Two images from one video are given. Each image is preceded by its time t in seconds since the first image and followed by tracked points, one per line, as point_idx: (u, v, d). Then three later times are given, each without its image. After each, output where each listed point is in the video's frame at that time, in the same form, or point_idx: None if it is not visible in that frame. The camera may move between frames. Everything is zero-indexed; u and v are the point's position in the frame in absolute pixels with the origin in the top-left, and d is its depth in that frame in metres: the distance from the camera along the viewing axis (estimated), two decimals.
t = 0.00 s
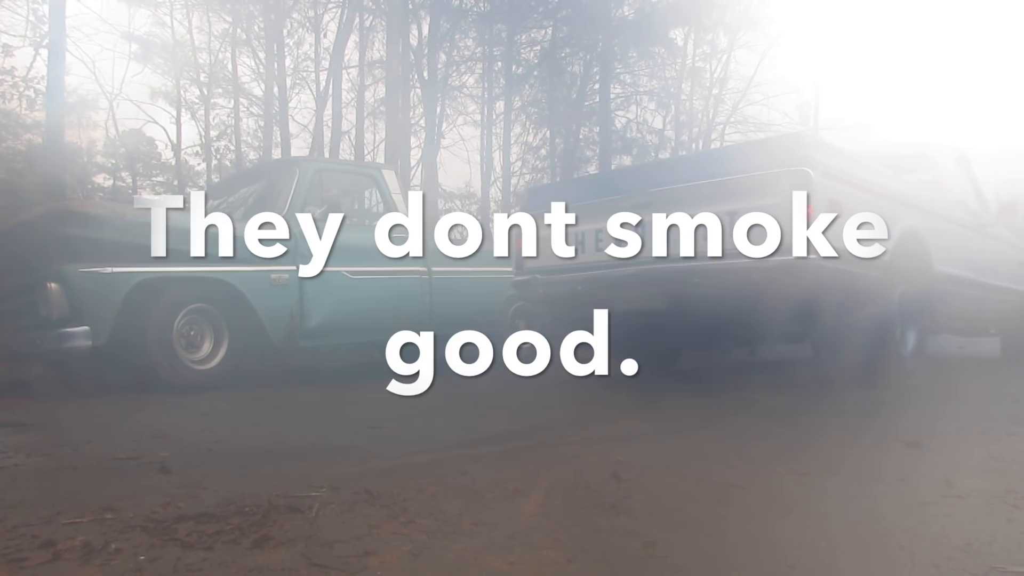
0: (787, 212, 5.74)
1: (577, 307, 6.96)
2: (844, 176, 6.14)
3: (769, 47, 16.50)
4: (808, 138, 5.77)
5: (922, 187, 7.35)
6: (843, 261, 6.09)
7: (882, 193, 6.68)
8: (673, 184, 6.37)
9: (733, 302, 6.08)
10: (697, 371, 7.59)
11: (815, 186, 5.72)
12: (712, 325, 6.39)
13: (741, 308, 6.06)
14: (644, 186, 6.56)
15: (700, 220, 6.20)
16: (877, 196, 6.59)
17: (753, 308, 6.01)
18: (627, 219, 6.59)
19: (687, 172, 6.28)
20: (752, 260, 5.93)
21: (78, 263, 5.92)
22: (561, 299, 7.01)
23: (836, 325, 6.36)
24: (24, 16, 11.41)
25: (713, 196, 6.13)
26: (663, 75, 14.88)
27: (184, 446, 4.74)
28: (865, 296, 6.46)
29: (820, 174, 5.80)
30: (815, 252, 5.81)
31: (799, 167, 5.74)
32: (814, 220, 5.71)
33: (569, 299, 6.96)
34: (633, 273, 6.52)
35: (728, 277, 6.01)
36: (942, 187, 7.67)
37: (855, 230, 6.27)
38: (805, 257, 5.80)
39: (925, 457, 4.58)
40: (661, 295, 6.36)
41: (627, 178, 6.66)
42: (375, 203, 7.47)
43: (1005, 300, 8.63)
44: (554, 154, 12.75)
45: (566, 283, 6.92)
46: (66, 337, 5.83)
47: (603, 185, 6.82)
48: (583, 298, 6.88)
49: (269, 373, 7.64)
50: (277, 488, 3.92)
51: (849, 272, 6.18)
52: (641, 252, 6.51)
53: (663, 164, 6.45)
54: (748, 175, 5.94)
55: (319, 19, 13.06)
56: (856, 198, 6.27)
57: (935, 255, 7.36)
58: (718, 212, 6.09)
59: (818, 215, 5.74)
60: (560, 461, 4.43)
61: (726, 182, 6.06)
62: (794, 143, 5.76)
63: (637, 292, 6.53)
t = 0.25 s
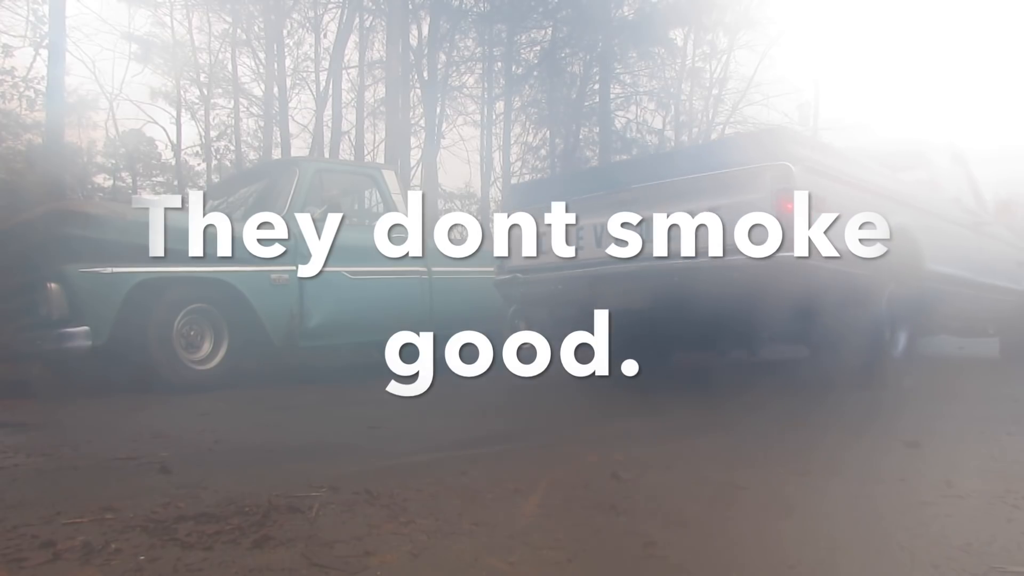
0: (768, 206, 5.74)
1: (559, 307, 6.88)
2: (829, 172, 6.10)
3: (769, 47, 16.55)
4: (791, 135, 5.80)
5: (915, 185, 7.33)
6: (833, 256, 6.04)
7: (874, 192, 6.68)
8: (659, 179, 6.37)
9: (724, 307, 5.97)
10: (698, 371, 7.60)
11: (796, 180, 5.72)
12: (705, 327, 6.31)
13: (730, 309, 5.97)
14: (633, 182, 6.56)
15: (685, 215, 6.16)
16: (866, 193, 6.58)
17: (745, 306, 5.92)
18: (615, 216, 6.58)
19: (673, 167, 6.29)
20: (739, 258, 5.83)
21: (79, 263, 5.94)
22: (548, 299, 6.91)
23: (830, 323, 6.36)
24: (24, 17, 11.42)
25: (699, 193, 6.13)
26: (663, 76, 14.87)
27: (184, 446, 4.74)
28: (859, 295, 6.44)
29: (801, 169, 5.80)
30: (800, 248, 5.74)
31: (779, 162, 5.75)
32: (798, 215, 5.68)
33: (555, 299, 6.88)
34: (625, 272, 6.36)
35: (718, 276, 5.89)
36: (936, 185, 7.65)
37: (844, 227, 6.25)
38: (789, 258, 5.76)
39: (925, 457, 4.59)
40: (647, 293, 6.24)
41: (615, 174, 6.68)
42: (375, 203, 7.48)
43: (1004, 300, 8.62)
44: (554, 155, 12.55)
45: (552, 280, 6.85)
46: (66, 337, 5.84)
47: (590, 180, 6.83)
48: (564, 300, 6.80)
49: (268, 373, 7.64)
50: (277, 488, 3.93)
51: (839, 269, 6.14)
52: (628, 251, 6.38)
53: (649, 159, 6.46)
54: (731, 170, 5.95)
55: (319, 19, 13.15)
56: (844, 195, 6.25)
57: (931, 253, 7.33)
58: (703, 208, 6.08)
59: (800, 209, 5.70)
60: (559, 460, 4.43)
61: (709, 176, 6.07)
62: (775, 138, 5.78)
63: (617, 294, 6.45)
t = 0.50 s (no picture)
0: (745, 202, 5.57)
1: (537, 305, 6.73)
2: (813, 164, 5.97)
3: (769, 47, 16.53)
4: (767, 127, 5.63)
5: (910, 182, 7.25)
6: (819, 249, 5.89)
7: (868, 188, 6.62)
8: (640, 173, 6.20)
9: (719, 309, 5.85)
10: (699, 371, 7.61)
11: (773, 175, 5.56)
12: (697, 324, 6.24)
13: (719, 308, 5.80)
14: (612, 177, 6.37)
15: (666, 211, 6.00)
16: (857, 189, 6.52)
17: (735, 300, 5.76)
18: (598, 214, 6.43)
19: (654, 160, 6.11)
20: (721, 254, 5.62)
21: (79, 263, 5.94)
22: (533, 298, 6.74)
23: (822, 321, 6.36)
24: (25, 16, 11.45)
25: (678, 188, 5.95)
26: (664, 75, 15.03)
27: (184, 446, 4.74)
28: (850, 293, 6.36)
29: (779, 163, 5.64)
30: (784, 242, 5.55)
31: (756, 156, 5.59)
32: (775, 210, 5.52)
33: (533, 298, 6.73)
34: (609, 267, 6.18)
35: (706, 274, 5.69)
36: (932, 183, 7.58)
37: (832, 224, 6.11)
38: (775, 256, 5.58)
39: (925, 457, 4.59)
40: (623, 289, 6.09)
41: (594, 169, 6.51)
42: (375, 203, 7.47)
43: (1001, 300, 8.59)
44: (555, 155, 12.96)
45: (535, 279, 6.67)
46: (66, 337, 5.84)
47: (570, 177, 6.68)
48: (543, 298, 6.64)
49: (268, 373, 7.65)
50: (277, 488, 3.93)
51: (828, 267, 6.00)
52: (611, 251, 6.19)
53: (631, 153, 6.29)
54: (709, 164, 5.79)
55: (319, 19, 13.10)
56: (830, 191, 6.15)
57: (925, 251, 7.25)
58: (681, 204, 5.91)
59: (778, 203, 5.55)
60: (559, 460, 4.43)
61: (687, 171, 5.90)
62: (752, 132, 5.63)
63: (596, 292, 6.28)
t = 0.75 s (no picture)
0: (717, 196, 5.52)
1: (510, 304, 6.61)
2: (791, 160, 5.88)
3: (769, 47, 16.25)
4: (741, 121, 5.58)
5: (904, 180, 7.17)
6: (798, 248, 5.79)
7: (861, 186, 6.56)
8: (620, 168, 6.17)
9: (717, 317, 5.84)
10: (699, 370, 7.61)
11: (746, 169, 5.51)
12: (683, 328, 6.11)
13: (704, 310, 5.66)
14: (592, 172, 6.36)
15: (642, 205, 5.97)
16: (848, 186, 6.45)
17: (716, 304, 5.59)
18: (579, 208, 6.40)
19: (634, 155, 6.09)
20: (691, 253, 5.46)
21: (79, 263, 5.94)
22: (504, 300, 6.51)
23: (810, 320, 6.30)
24: (25, 17, 11.48)
25: (654, 182, 5.91)
26: (664, 75, 15.15)
27: (184, 446, 4.74)
28: (837, 293, 6.26)
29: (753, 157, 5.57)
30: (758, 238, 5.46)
31: (728, 149, 5.54)
32: (747, 205, 5.46)
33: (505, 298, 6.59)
34: (585, 267, 5.94)
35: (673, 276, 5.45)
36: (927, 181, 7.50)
37: (811, 224, 5.97)
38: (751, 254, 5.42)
39: (925, 457, 4.58)
40: (597, 291, 5.88)
41: (576, 164, 6.50)
42: (375, 203, 7.45)
43: (1000, 299, 8.52)
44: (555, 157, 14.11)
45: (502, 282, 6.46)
46: (66, 337, 5.85)
47: (552, 172, 6.66)
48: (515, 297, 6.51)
49: (268, 373, 7.64)
50: (277, 488, 3.92)
51: (812, 268, 5.88)
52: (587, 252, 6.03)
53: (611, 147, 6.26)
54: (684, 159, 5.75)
55: (319, 19, 12.91)
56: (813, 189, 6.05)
57: (920, 249, 7.17)
58: (657, 199, 5.88)
59: (750, 198, 5.48)
60: (560, 460, 4.43)
61: (663, 165, 5.86)
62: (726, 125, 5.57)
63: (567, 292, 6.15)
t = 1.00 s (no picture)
0: (687, 192, 5.37)
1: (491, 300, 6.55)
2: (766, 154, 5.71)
3: (769, 47, 16.45)
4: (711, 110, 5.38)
5: (895, 176, 7.06)
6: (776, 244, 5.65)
7: (850, 183, 6.48)
8: (592, 161, 6.01)
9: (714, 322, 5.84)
10: (699, 370, 7.61)
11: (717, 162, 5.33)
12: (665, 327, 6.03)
13: (679, 311, 5.57)
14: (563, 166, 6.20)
15: (614, 200, 5.83)
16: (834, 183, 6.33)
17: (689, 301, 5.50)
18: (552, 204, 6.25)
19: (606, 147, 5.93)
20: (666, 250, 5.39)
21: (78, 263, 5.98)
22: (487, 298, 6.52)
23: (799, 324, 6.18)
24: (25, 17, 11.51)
25: (626, 176, 5.76)
26: (664, 75, 15.11)
27: (184, 446, 4.74)
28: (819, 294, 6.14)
29: (726, 150, 5.40)
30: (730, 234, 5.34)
31: (699, 143, 5.36)
32: (718, 200, 5.29)
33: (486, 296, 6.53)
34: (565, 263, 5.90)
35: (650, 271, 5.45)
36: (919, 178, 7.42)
37: (789, 219, 5.84)
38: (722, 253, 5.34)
39: (926, 457, 4.58)
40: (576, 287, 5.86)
41: (548, 157, 6.33)
42: (375, 203, 7.48)
43: (996, 298, 8.44)
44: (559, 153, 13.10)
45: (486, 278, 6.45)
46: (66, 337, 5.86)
47: (523, 166, 6.49)
48: (496, 294, 6.45)
49: (268, 373, 7.64)
50: (277, 488, 3.93)
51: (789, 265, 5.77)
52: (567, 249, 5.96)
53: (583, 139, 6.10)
54: (656, 152, 5.59)
55: (319, 19, 13.29)
56: (790, 186, 5.90)
57: (914, 250, 7.14)
58: (629, 194, 5.73)
59: (722, 193, 5.32)
60: (559, 460, 4.43)
61: (635, 158, 5.70)
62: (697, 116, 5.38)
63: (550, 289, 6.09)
